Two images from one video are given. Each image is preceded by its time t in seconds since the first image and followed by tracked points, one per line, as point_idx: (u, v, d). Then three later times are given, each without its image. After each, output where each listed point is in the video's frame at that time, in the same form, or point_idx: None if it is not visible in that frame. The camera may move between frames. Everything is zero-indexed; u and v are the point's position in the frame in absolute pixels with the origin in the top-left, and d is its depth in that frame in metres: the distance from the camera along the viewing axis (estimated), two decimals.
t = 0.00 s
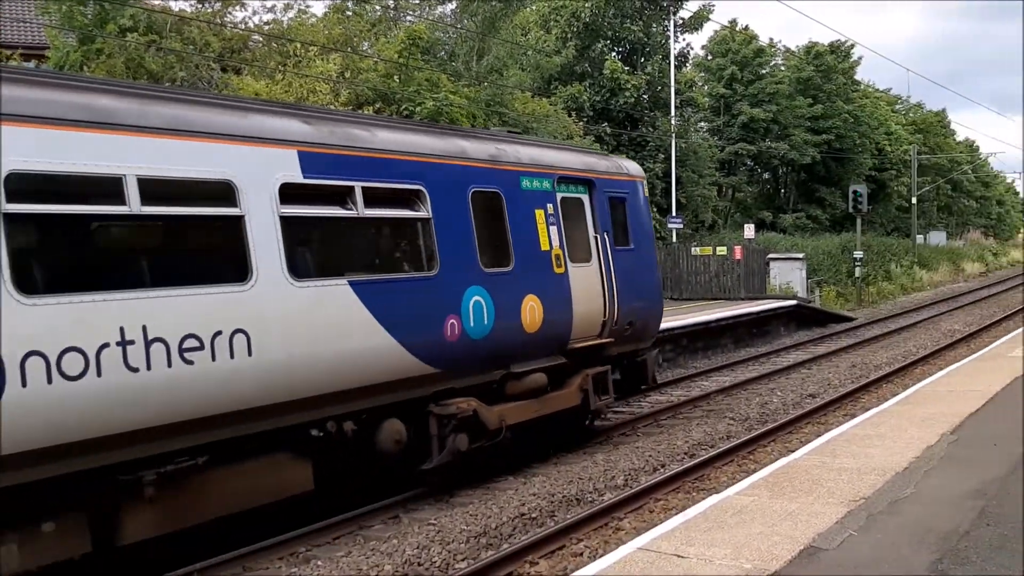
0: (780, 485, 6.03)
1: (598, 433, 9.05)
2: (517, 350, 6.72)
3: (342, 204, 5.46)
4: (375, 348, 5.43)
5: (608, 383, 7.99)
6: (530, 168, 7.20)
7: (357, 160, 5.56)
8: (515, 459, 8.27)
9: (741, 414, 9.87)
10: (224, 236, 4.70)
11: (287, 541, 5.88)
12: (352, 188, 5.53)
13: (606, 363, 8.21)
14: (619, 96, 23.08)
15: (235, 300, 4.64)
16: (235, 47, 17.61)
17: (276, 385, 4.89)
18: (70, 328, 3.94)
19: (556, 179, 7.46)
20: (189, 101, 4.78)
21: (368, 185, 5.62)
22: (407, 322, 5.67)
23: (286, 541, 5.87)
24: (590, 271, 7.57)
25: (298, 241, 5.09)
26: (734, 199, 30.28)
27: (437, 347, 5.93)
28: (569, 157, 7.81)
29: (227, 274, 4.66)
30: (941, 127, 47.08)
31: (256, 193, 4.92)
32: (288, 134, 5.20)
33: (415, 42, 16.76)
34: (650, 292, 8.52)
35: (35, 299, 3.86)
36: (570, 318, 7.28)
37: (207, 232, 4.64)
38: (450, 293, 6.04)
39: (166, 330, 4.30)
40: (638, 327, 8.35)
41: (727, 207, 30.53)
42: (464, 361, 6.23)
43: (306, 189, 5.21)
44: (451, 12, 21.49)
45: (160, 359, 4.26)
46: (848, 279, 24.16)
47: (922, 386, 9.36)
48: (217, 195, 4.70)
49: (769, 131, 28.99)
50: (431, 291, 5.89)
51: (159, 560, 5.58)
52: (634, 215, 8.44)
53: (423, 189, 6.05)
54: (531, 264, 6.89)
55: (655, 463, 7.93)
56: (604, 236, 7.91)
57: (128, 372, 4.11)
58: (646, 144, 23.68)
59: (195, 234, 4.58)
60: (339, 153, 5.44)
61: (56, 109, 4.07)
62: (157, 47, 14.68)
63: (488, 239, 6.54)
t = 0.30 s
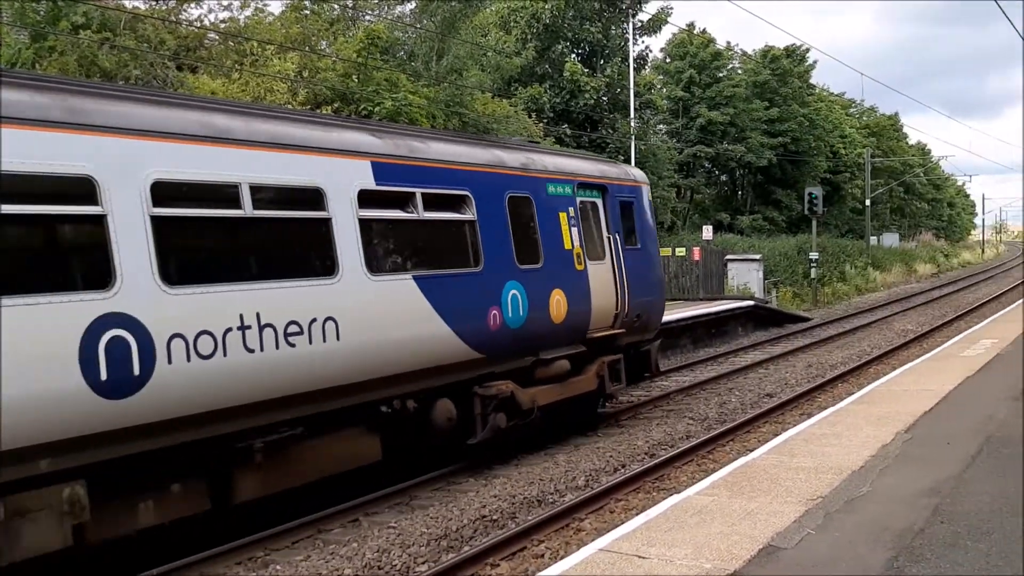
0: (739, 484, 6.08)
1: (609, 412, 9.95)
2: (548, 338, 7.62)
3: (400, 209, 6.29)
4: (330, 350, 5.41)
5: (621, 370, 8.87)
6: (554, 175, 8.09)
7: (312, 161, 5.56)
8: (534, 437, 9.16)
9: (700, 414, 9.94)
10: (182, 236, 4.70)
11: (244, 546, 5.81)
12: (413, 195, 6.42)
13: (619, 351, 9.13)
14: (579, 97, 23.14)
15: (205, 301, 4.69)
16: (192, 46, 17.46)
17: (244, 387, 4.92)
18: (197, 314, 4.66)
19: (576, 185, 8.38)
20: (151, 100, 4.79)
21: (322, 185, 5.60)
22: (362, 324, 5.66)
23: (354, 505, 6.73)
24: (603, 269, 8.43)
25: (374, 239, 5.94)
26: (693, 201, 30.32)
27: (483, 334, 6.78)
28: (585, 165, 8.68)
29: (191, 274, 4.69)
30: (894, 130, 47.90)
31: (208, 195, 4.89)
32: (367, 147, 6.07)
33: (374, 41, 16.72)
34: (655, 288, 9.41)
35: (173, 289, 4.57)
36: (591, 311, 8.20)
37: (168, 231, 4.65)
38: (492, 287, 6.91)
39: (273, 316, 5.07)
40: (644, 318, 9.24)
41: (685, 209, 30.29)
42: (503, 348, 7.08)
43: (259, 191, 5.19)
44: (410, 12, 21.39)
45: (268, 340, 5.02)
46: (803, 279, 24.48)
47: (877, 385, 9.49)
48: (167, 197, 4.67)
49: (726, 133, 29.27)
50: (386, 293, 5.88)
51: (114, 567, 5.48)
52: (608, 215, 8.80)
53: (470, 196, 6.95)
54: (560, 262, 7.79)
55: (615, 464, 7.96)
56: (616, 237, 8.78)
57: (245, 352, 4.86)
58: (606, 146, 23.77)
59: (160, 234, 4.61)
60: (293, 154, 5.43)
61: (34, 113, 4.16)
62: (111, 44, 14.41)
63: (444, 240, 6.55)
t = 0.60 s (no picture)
0: (709, 483, 6.11)
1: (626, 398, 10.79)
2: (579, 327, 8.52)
3: (453, 210, 7.11)
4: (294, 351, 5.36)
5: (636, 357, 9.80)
6: (579, 179, 8.92)
7: (276, 160, 5.52)
8: (561, 420, 10.03)
9: (671, 413, 9.99)
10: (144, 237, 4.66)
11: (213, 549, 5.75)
12: (465, 199, 7.28)
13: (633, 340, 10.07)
14: (550, 97, 23.14)
15: (169, 304, 4.64)
16: (159, 43, 17.55)
17: (201, 392, 4.85)
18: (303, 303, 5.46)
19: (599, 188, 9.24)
20: (114, 100, 4.76)
21: (284, 185, 5.54)
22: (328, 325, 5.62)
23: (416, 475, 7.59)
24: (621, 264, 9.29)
25: (435, 238, 6.80)
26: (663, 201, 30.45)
27: (525, 322, 7.66)
28: (604, 170, 9.53)
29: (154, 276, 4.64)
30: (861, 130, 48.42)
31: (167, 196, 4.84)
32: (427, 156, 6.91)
33: (343, 39, 16.66)
34: (663, 284, 10.32)
35: (285, 281, 5.38)
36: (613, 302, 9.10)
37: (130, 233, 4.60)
38: (529, 281, 7.77)
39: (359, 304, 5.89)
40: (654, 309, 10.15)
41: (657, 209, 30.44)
42: (540, 335, 7.97)
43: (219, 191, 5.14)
44: (380, 10, 21.28)
45: (356, 325, 5.85)
46: (772, 278, 24.67)
47: (844, 383, 9.58)
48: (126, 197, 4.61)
49: (696, 133, 29.39)
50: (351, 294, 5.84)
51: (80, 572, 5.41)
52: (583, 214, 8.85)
53: (511, 199, 7.81)
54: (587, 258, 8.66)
55: (587, 463, 7.98)
56: (631, 236, 9.65)
57: (339, 335, 5.66)
58: (578, 145, 23.78)
59: (148, 234, 4.70)
60: (256, 153, 5.39)
61: None
62: (76, 42, 14.22)
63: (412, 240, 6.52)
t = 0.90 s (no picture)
0: (694, 479, 6.12)
1: (649, 379, 11.79)
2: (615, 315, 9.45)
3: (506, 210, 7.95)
4: (267, 349, 5.32)
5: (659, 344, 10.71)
6: (611, 182, 9.74)
7: (249, 155, 5.47)
8: (592, 397, 11.01)
9: (656, 409, 10.01)
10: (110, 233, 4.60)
11: (197, 546, 5.72)
12: (517, 199, 8.14)
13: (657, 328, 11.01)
14: (536, 94, 23.13)
15: (131, 302, 4.57)
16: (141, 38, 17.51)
17: (162, 392, 4.78)
18: (395, 290, 6.39)
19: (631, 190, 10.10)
20: (80, 95, 4.73)
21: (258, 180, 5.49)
22: (303, 324, 5.56)
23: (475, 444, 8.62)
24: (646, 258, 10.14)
25: (494, 235, 7.66)
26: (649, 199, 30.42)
27: (567, 309, 8.57)
28: (632, 173, 10.38)
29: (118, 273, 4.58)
30: (845, 127, 48.63)
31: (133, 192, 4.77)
32: (485, 163, 7.79)
33: (328, 35, 16.61)
34: (682, 278, 11.20)
35: (383, 270, 6.30)
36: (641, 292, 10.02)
37: (92, 231, 4.55)
38: (570, 274, 8.65)
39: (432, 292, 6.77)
40: (676, 301, 11.03)
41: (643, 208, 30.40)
42: (580, 322, 8.88)
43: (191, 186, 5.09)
44: (365, 6, 21.22)
45: (431, 310, 6.74)
46: (757, 275, 24.75)
47: (828, 379, 9.62)
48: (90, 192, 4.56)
49: (681, 130, 29.31)
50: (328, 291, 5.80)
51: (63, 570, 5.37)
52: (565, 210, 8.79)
53: (554, 200, 8.65)
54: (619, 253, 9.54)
55: (573, 460, 7.98)
56: (655, 233, 10.52)
57: (422, 318, 6.59)
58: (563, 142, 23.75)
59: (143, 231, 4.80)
60: (230, 148, 5.35)
61: None
62: (58, 36, 14.12)
63: (391, 237, 6.48)
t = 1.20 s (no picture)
0: (686, 478, 6.12)
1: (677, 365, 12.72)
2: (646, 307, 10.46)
3: (555, 210, 8.90)
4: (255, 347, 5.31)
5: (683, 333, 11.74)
6: (641, 185, 10.70)
7: (235, 152, 5.45)
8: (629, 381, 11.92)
9: (649, 408, 10.02)
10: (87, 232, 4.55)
11: (190, 545, 5.71)
12: (566, 200, 9.12)
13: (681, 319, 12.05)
14: (530, 92, 23.09)
15: (111, 303, 4.53)
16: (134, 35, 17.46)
17: (142, 393, 4.72)
18: (471, 280, 7.40)
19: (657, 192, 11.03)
20: (63, 89, 4.68)
21: (242, 175, 5.46)
22: (290, 323, 5.56)
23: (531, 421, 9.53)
24: (671, 254, 11.10)
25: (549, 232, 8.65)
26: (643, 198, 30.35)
27: (607, 301, 9.55)
28: (659, 175, 11.38)
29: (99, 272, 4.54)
30: (838, 127, 48.72)
31: (114, 189, 4.71)
32: (539, 169, 8.78)
33: (322, 33, 16.60)
34: (701, 272, 12.22)
35: (462, 264, 7.30)
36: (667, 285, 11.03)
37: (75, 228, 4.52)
38: (610, 268, 9.66)
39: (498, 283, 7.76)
40: (695, 293, 12.05)
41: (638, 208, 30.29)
42: (618, 312, 9.91)
43: (175, 181, 5.05)
44: (359, 3, 21.19)
45: (498, 300, 7.73)
46: (750, 274, 24.77)
47: (821, 377, 9.63)
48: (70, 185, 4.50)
49: (675, 128, 29.04)
50: (316, 288, 5.78)
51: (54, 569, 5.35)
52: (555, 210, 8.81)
53: (596, 201, 9.66)
54: (648, 249, 10.54)
55: (565, 458, 7.98)
56: (679, 231, 11.55)
57: (492, 307, 7.59)
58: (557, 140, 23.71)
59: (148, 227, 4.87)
60: (216, 144, 5.33)
61: None
62: (50, 32, 14.07)
63: (378, 235, 6.47)
